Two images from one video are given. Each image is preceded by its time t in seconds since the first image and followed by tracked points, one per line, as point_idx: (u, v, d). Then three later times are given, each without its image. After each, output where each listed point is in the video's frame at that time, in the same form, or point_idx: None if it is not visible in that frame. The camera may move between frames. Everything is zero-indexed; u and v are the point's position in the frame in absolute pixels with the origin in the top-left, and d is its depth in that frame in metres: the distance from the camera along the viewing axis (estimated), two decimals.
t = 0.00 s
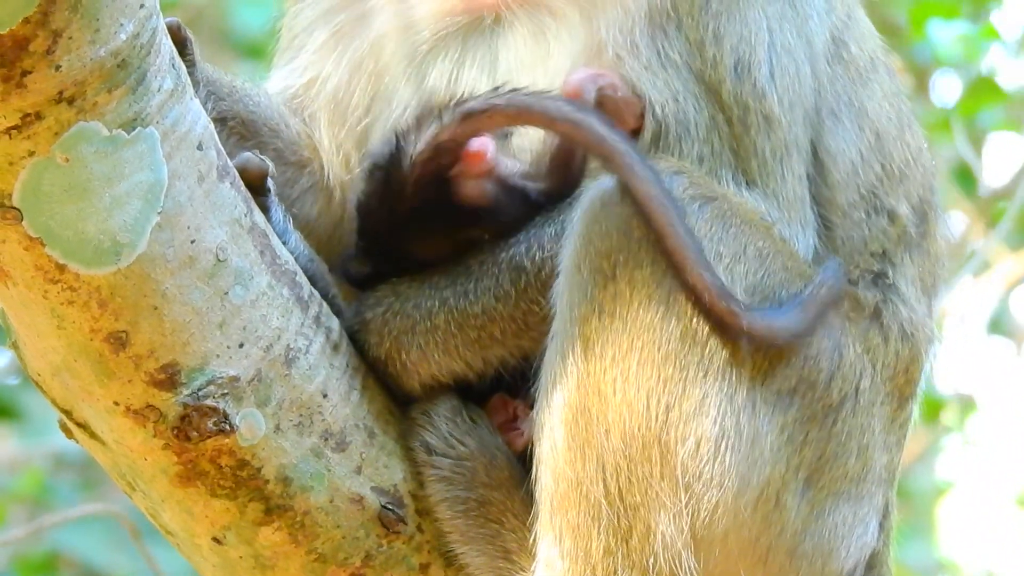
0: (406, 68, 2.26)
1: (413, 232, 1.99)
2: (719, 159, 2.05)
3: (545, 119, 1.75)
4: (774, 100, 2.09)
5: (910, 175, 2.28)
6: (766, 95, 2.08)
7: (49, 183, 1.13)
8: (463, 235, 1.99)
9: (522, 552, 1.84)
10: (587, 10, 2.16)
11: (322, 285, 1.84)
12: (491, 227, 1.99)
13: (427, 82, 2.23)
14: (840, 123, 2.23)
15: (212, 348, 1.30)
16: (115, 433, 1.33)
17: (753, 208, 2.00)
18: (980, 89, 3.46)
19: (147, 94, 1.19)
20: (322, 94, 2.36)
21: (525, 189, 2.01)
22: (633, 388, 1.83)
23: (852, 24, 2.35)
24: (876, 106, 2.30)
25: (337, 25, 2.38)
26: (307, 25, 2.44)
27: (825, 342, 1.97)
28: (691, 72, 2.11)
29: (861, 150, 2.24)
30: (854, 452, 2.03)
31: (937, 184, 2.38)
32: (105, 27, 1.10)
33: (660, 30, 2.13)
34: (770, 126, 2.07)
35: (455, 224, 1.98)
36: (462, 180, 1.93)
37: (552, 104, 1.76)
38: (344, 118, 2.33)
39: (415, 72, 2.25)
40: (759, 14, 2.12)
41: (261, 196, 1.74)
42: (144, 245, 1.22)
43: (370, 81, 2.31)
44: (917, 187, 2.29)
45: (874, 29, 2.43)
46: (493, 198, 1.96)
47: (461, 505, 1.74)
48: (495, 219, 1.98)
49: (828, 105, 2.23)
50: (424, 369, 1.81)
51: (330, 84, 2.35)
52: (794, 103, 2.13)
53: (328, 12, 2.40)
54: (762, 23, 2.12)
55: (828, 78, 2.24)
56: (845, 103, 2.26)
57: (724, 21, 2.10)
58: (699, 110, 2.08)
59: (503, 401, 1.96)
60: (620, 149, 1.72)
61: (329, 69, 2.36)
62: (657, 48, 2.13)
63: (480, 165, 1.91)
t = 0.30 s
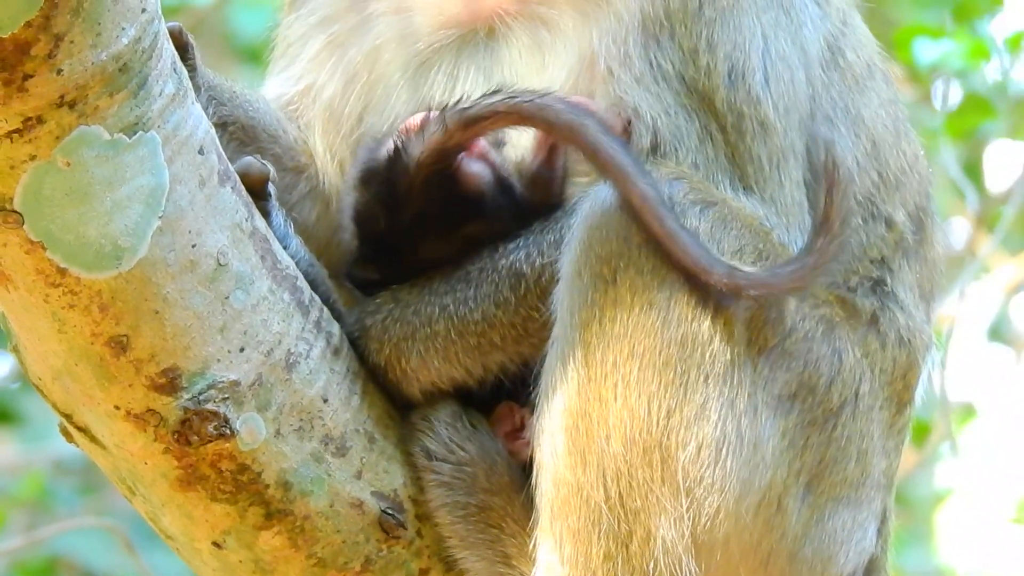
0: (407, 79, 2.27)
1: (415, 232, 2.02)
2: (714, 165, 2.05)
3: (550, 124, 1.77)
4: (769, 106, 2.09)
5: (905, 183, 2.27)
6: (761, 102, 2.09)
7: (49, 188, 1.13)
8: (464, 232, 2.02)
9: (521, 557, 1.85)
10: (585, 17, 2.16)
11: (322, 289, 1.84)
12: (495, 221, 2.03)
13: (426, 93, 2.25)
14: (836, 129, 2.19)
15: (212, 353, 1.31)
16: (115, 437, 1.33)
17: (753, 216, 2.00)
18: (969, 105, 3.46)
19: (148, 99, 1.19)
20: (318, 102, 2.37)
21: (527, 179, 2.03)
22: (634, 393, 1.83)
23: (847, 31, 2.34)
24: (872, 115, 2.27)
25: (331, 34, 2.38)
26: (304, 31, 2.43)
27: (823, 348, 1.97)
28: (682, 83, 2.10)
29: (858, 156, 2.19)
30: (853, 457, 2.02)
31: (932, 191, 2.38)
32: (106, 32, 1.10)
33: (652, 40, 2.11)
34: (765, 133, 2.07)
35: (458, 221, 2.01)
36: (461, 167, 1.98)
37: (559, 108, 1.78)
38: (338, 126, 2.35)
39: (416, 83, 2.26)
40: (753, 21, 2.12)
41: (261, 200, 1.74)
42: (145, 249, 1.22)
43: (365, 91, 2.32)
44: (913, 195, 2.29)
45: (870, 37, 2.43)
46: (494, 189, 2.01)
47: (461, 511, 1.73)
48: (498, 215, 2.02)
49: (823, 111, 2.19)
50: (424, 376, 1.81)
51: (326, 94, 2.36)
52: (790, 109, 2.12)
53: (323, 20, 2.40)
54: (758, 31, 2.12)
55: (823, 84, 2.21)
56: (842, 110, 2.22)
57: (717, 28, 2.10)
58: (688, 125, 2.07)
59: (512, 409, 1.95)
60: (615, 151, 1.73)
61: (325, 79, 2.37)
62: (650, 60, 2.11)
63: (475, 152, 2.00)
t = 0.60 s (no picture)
0: (406, 87, 2.27)
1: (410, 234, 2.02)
2: (712, 170, 2.07)
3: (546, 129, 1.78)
4: (765, 112, 2.09)
5: (901, 189, 2.27)
6: (757, 107, 2.09)
7: (47, 192, 1.13)
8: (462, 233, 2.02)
9: (518, 561, 1.86)
10: (582, 22, 2.16)
11: (320, 294, 1.84)
12: (494, 221, 2.03)
13: (424, 102, 2.24)
14: (833, 135, 2.18)
15: (209, 357, 1.30)
16: (111, 442, 1.33)
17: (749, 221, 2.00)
18: (973, 103, 3.42)
19: (146, 103, 1.19)
20: (315, 109, 2.37)
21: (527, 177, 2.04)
22: (631, 397, 1.83)
23: (842, 37, 2.33)
24: (867, 121, 2.27)
25: (327, 41, 2.37)
26: (299, 38, 2.42)
27: (820, 353, 1.97)
28: (678, 88, 2.11)
29: (855, 163, 2.19)
30: (850, 463, 2.02)
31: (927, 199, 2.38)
32: (104, 36, 1.10)
33: (648, 45, 2.12)
34: (762, 139, 2.08)
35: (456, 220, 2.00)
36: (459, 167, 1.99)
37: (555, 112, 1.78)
38: (335, 133, 2.34)
39: (416, 91, 2.26)
40: (747, 27, 2.12)
41: (255, 204, 1.74)
42: (143, 254, 1.22)
43: (362, 98, 2.32)
44: (908, 201, 2.28)
45: (865, 44, 2.42)
46: (493, 189, 2.01)
47: (456, 516, 1.73)
48: (497, 214, 2.03)
49: (820, 117, 2.18)
50: (423, 377, 1.81)
51: (323, 101, 2.36)
52: (785, 115, 2.11)
53: (318, 28, 2.39)
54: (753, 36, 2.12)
55: (817, 91, 2.20)
56: (837, 115, 2.22)
57: (712, 34, 2.10)
58: (687, 129, 2.08)
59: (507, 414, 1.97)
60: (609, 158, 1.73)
61: (322, 86, 2.37)
62: (645, 66, 2.11)
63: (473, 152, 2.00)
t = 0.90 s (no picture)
0: (405, 95, 2.27)
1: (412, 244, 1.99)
2: (710, 178, 2.08)
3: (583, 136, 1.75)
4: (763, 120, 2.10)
5: (897, 199, 2.28)
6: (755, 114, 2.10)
7: (43, 200, 1.13)
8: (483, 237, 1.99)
9: (514, 569, 1.86)
10: (579, 30, 2.17)
11: (316, 302, 1.84)
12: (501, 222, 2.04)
13: (420, 109, 2.25)
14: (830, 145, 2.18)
15: (205, 365, 1.31)
16: (107, 449, 1.33)
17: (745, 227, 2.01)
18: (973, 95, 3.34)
19: (141, 111, 1.19)
20: (313, 116, 2.36)
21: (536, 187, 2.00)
22: (627, 404, 1.83)
23: (838, 46, 2.33)
24: (863, 129, 2.28)
25: (323, 49, 2.37)
26: (294, 46, 2.41)
27: (815, 362, 1.98)
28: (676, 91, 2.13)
29: (850, 171, 2.19)
30: (845, 471, 2.03)
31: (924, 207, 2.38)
32: (99, 44, 1.11)
33: (644, 52, 2.14)
34: (760, 145, 2.09)
35: (465, 226, 1.97)
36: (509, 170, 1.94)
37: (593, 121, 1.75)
38: (333, 141, 2.35)
39: (415, 98, 2.26)
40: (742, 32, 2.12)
41: (250, 211, 1.75)
42: (138, 261, 1.22)
43: (361, 104, 2.32)
44: (905, 211, 2.29)
45: (860, 52, 2.42)
46: (535, 192, 1.99)
47: (452, 523, 1.74)
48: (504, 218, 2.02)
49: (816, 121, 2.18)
50: (426, 389, 1.82)
51: (321, 107, 2.36)
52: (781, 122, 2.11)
53: (314, 36, 2.38)
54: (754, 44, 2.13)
55: (813, 99, 2.19)
56: (834, 123, 2.22)
57: (707, 40, 2.11)
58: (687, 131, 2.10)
59: (513, 414, 1.95)
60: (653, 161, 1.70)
61: (320, 93, 2.36)
62: (642, 72, 2.14)
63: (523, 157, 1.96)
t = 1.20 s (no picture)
0: (393, 87, 2.25)
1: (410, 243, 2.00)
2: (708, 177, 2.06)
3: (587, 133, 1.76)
4: (758, 114, 2.09)
5: (896, 193, 2.28)
6: (750, 108, 2.09)
7: (42, 204, 1.13)
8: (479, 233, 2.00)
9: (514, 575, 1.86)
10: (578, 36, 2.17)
11: (316, 306, 1.84)
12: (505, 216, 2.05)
13: (415, 102, 2.22)
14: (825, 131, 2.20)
15: (204, 369, 1.31)
16: (106, 453, 1.33)
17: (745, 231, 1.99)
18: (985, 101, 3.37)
19: (141, 115, 1.19)
20: (318, 113, 2.37)
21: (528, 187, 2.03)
22: (626, 412, 1.83)
23: (836, 39, 2.30)
24: (863, 118, 2.26)
25: (321, 45, 2.36)
26: (292, 44, 2.43)
27: (815, 369, 1.98)
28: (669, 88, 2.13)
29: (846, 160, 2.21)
30: (845, 477, 2.03)
31: (925, 204, 2.38)
32: (99, 48, 1.11)
33: (633, 50, 2.15)
34: (757, 141, 2.08)
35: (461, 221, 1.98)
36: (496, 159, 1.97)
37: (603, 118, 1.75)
38: (339, 135, 2.34)
39: (403, 90, 2.24)
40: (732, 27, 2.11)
41: (250, 214, 1.75)
42: (137, 266, 1.22)
43: (356, 96, 2.31)
44: (903, 207, 2.30)
45: (861, 42, 2.41)
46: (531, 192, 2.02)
47: (451, 528, 1.73)
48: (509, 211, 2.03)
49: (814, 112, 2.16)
50: (427, 393, 1.82)
51: (326, 103, 2.35)
52: (778, 115, 2.11)
53: (311, 32, 2.38)
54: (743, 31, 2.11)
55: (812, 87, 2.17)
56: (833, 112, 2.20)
57: (698, 36, 2.12)
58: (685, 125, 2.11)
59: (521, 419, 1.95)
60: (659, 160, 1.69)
61: (322, 90, 2.36)
62: (634, 68, 2.14)
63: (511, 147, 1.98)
